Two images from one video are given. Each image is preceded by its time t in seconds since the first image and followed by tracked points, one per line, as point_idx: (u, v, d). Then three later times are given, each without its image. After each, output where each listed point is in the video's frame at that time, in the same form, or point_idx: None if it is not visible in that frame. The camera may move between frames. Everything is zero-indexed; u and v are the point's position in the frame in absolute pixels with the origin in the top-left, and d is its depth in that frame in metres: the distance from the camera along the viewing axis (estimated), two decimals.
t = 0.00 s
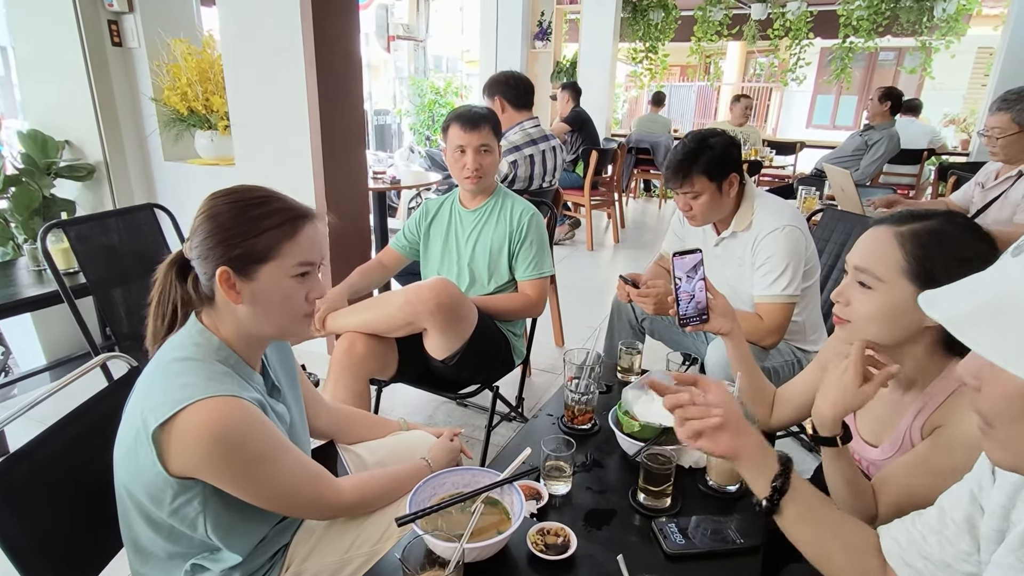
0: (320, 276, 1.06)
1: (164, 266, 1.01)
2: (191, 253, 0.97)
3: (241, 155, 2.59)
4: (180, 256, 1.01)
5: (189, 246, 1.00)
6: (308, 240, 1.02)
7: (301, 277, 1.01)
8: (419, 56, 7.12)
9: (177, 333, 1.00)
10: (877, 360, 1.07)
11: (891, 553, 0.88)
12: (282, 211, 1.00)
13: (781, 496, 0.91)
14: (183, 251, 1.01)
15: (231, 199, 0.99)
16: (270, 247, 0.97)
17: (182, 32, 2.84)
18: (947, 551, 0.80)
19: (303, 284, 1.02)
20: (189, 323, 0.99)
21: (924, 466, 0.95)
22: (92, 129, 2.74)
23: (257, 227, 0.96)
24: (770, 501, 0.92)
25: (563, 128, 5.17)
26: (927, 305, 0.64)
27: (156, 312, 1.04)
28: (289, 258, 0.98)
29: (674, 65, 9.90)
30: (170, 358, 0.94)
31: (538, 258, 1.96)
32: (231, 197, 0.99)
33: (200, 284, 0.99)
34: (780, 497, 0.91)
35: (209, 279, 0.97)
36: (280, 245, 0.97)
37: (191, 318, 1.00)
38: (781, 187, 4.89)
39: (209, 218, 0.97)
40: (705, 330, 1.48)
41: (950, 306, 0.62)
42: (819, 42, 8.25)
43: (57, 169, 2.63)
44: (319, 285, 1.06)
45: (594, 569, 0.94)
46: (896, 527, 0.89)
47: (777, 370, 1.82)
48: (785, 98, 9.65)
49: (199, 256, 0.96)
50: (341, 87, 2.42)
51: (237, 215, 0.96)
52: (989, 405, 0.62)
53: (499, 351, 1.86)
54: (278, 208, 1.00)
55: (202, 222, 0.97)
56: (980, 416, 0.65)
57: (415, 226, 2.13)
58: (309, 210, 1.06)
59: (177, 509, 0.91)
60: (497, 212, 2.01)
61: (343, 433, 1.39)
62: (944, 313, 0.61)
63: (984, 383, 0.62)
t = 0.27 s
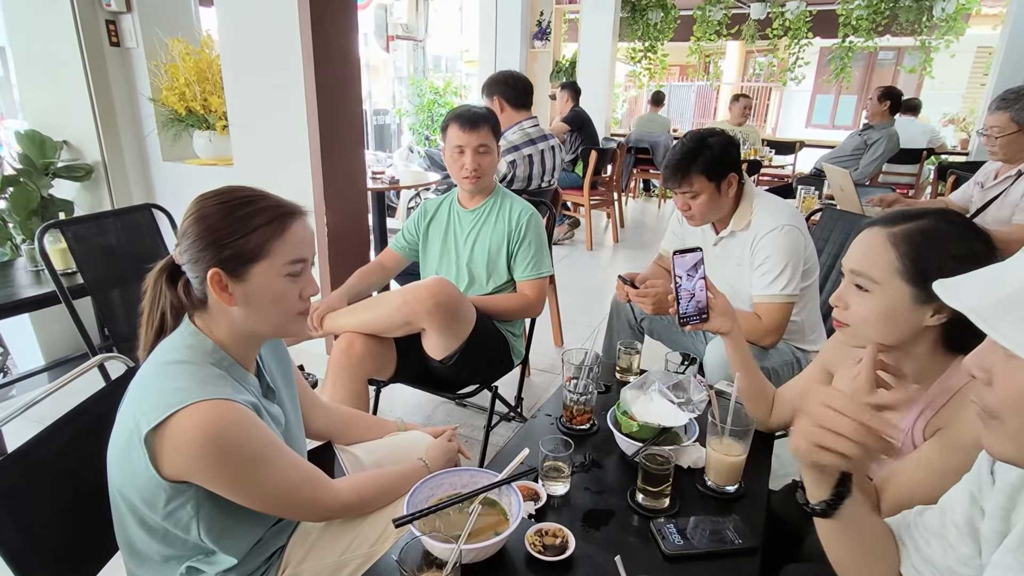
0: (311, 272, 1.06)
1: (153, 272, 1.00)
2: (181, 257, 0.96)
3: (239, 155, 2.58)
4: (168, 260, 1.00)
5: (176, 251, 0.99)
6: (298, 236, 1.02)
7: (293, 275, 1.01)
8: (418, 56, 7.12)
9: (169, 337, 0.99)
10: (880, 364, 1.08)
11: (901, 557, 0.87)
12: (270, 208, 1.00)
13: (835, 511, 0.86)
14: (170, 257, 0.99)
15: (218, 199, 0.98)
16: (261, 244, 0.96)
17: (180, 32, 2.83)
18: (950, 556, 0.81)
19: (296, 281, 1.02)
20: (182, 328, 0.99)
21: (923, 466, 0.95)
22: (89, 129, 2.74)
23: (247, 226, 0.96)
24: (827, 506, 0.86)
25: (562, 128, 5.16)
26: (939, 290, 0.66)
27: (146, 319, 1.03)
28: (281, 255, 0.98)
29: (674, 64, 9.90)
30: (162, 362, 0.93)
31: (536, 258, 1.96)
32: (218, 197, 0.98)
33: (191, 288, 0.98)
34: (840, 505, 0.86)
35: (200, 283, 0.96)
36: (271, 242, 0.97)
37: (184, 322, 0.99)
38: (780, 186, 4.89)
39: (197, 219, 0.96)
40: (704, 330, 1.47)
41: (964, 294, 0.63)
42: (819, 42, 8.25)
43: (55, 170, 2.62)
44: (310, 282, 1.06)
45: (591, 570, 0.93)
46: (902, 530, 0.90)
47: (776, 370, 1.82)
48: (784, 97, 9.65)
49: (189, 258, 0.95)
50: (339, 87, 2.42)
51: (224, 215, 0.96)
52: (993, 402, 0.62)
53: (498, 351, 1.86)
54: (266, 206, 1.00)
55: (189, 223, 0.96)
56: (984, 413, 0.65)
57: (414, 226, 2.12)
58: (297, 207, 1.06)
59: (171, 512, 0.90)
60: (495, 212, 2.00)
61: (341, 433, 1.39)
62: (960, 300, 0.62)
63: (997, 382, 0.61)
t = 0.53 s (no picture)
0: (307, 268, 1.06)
1: (142, 275, 0.98)
2: (173, 260, 0.95)
3: (238, 155, 2.58)
4: (157, 264, 0.99)
5: (166, 254, 0.97)
6: (294, 233, 1.02)
7: (291, 271, 1.01)
8: (418, 55, 7.11)
9: (162, 339, 0.98)
10: (883, 368, 1.09)
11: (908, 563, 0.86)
12: (263, 206, 0.99)
13: (893, 537, 0.84)
14: (159, 260, 0.98)
15: (207, 199, 0.97)
16: (259, 243, 0.96)
17: (179, 31, 2.83)
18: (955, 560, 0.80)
19: (294, 277, 1.02)
20: (176, 330, 0.98)
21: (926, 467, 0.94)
22: (88, 129, 2.73)
23: (243, 226, 0.95)
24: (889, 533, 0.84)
25: (562, 128, 5.16)
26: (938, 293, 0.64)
27: (135, 323, 1.01)
28: (278, 253, 0.98)
29: (674, 63, 9.89)
30: (155, 363, 0.92)
31: (536, 258, 1.95)
32: (207, 198, 0.97)
33: (184, 292, 0.96)
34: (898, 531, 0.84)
35: (197, 285, 0.95)
36: (268, 241, 0.97)
37: (177, 324, 0.98)
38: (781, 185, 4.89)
39: (188, 222, 0.94)
40: (704, 329, 1.47)
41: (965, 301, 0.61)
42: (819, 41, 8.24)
43: (54, 170, 2.61)
44: (307, 278, 1.06)
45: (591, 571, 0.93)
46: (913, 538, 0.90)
47: (777, 369, 1.81)
48: (784, 97, 9.64)
49: (183, 262, 0.94)
50: (338, 86, 2.41)
51: (218, 216, 0.95)
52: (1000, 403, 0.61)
53: (497, 351, 1.85)
54: (259, 204, 0.99)
55: (179, 227, 0.94)
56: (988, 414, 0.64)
57: (413, 225, 2.11)
58: (288, 203, 1.05)
59: (166, 515, 0.89)
60: (494, 211, 1.99)
61: (339, 433, 1.38)
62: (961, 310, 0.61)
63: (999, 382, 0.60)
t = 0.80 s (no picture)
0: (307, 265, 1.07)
1: (139, 278, 0.97)
2: (173, 262, 0.94)
3: (238, 155, 2.57)
4: (154, 266, 0.98)
5: (164, 256, 0.96)
6: (295, 231, 1.02)
7: (293, 269, 1.02)
8: (419, 54, 7.11)
9: (161, 341, 0.98)
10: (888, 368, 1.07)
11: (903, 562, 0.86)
12: (263, 206, 0.99)
13: (887, 519, 0.85)
14: (157, 263, 0.97)
15: (205, 200, 0.96)
16: (261, 243, 0.96)
17: (178, 31, 2.82)
18: (958, 560, 0.80)
19: (296, 275, 1.03)
20: (176, 333, 0.97)
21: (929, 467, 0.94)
22: (88, 129, 2.73)
23: (244, 225, 0.95)
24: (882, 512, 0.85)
25: (563, 127, 5.15)
26: (942, 277, 0.56)
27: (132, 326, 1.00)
28: (281, 251, 0.99)
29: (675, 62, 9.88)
30: (155, 365, 0.92)
31: (537, 257, 1.95)
32: (205, 199, 0.96)
33: (183, 294, 0.96)
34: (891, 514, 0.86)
35: (200, 287, 0.94)
36: (270, 240, 0.97)
37: (177, 326, 0.98)
38: (783, 184, 4.88)
39: (187, 224, 0.94)
40: (706, 329, 1.46)
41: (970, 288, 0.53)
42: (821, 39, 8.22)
43: (54, 170, 2.61)
44: (307, 275, 1.07)
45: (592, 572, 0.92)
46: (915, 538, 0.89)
47: (778, 369, 1.80)
48: (786, 95, 9.62)
49: (183, 264, 0.93)
50: (338, 85, 2.40)
51: (217, 217, 0.95)
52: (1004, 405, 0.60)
53: (499, 351, 1.85)
54: (258, 204, 0.99)
55: (179, 229, 0.94)
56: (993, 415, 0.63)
57: (413, 224, 2.11)
58: (285, 201, 1.05)
59: (165, 517, 0.89)
60: (495, 210, 1.99)
61: (340, 434, 1.38)
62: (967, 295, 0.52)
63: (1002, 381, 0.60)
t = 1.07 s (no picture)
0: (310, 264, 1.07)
1: (142, 280, 0.97)
2: (177, 263, 0.93)
3: (241, 155, 2.57)
4: (157, 267, 0.97)
5: (167, 257, 0.96)
6: (298, 230, 1.02)
7: (297, 268, 1.02)
8: (421, 54, 7.10)
9: (163, 342, 0.98)
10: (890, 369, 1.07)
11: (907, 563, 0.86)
12: (266, 205, 0.99)
13: (884, 516, 0.85)
14: (159, 264, 0.96)
15: (208, 201, 0.96)
16: (266, 243, 0.96)
17: (181, 31, 2.82)
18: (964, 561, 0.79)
19: (300, 274, 1.03)
20: (179, 334, 0.97)
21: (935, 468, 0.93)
22: (91, 129, 2.73)
23: (249, 225, 0.95)
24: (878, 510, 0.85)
25: (566, 126, 5.14)
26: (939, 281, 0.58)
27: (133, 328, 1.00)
28: (286, 250, 0.99)
29: (678, 61, 9.85)
30: (158, 365, 0.92)
31: (540, 257, 1.94)
32: (208, 199, 0.96)
33: (186, 295, 0.95)
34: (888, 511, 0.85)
35: (205, 288, 0.94)
36: (274, 239, 0.97)
37: (180, 327, 0.97)
38: (786, 183, 4.86)
39: (191, 225, 0.93)
40: (710, 329, 1.45)
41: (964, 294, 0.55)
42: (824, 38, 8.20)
43: (57, 170, 2.61)
44: (310, 274, 1.07)
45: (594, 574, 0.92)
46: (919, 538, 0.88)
47: (783, 369, 1.79)
48: (789, 94, 9.59)
49: (187, 265, 0.93)
50: (340, 85, 2.40)
51: (222, 217, 0.94)
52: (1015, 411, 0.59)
53: (501, 351, 1.84)
54: (262, 203, 0.98)
55: (183, 230, 0.93)
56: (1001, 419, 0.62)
57: (416, 224, 2.11)
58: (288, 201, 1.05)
59: (167, 518, 0.89)
60: (498, 210, 1.98)
61: (342, 434, 1.37)
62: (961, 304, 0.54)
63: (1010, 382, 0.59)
